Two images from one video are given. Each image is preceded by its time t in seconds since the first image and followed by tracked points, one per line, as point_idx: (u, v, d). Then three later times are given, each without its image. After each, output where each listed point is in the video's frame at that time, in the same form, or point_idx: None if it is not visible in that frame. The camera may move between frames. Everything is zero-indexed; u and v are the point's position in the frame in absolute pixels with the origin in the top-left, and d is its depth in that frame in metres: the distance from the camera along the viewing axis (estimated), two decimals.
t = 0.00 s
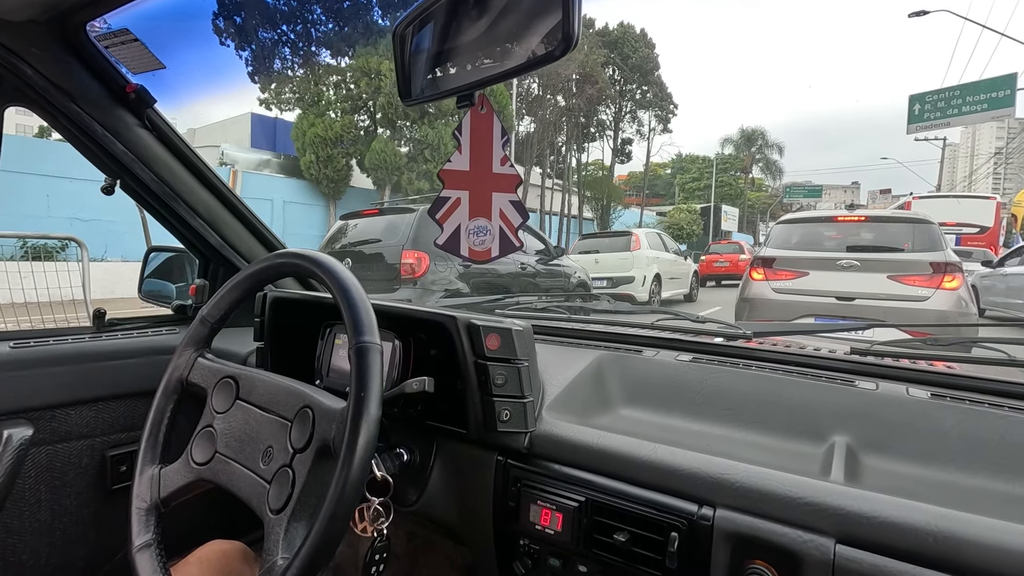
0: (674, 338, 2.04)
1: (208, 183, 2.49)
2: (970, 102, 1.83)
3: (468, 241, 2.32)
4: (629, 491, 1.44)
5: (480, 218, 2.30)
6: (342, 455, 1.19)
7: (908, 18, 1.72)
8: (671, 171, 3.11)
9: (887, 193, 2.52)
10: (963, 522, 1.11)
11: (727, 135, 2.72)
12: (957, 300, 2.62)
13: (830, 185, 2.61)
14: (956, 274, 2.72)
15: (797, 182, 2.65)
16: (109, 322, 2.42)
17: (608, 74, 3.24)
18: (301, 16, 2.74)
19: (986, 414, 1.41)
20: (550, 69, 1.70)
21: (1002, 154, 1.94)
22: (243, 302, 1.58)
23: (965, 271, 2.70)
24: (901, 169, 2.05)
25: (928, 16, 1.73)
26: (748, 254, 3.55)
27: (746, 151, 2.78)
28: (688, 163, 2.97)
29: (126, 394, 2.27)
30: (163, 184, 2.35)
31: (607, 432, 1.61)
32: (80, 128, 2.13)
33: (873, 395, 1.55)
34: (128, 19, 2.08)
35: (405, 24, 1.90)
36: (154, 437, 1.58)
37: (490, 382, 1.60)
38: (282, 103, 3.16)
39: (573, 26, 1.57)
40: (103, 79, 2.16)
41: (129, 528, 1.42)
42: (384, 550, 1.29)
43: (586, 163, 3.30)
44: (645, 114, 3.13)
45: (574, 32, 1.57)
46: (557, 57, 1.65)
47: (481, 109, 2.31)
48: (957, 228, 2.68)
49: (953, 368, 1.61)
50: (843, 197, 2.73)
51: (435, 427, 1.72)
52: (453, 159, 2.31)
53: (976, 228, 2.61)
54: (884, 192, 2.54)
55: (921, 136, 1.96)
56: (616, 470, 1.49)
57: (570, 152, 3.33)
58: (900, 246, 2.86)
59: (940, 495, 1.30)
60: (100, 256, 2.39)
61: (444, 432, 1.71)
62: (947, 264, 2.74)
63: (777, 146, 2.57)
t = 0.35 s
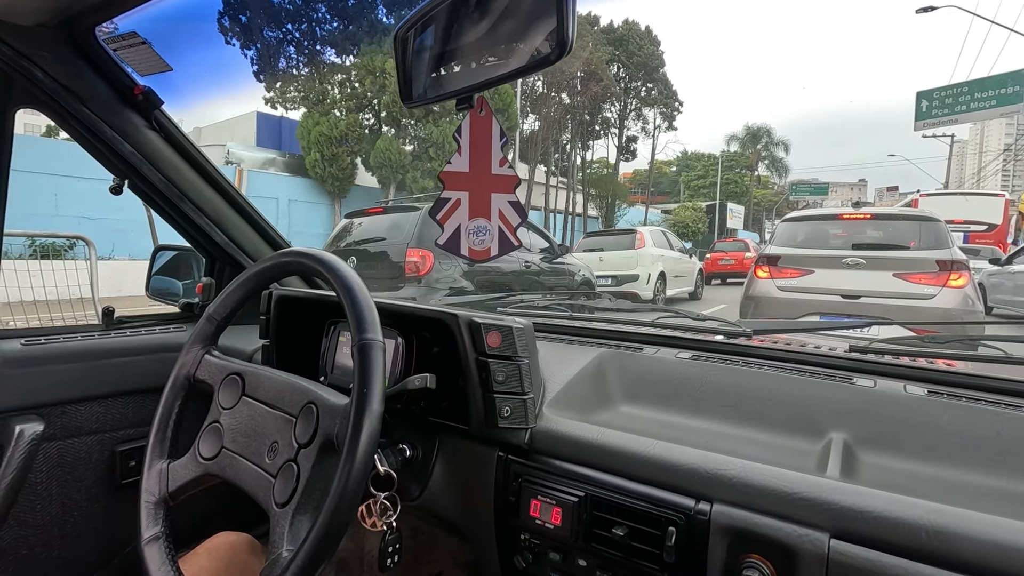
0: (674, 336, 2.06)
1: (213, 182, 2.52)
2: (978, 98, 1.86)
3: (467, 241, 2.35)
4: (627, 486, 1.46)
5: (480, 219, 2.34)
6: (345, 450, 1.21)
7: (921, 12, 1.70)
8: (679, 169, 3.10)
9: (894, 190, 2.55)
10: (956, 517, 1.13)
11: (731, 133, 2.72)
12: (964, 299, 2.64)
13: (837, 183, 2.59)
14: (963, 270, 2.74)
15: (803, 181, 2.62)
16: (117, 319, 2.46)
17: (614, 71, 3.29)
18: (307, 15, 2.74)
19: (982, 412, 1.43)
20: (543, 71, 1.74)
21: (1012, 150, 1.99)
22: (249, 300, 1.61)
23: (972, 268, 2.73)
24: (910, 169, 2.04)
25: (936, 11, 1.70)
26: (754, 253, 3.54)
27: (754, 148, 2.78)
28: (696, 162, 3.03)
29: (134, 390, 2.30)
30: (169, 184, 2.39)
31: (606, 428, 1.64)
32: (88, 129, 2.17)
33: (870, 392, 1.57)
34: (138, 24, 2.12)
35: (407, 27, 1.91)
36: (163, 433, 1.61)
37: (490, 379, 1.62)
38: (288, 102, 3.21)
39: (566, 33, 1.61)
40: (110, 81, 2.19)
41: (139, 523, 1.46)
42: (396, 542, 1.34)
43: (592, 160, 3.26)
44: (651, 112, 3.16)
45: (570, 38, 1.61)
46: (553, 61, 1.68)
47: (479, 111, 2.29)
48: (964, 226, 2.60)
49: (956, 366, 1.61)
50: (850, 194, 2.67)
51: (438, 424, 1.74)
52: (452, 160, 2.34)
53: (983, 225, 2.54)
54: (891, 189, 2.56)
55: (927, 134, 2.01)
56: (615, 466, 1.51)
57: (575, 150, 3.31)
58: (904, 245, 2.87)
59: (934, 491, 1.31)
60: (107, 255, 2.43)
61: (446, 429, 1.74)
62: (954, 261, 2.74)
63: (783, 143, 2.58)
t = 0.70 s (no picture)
0: (670, 330, 2.06)
1: (209, 178, 2.53)
2: (984, 94, 1.86)
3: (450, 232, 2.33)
4: (619, 479, 1.46)
5: (463, 210, 2.33)
6: (334, 442, 1.21)
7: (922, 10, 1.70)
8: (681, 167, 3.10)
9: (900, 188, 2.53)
10: (945, 510, 1.12)
11: (735, 130, 2.63)
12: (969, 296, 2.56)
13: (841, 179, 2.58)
14: (967, 268, 2.65)
15: (809, 177, 2.62)
16: (115, 314, 2.47)
17: (616, 69, 3.18)
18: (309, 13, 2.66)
19: (978, 405, 1.42)
20: (526, 58, 1.71)
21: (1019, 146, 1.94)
22: (242, 294, 1.60)
23: (976, 265, 2.65)
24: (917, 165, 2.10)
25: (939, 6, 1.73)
26: (756, 249, 3.53)
27: (756, 146, 2.69)
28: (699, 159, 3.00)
29: (132, 386, 2.31)
30: (164, 179, 2.40)
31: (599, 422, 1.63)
32: (83, 123, 2.18)
33: (864, 386, 1.56)
34: (130, 18, 2.08)
35: (390, 20, 1.95)
36: (158, 427, 1.62)
37: (483, 373, 1.63)
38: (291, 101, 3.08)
39: (545, 17, 1.58)
40: (105, 76, 2.18)
41: (133, 515, 1.46)
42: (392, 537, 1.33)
43: (595, 158, 3.21)
44: (652, 109, 3.05)
45: (549, 24, 1.58)
46: (532, 49, 1.66)
47: (465, 101, 2.32)
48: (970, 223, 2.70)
49: (953, 361, 1.60)
50: (855, 190, 2.61)
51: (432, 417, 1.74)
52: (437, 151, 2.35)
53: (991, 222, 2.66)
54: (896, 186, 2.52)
55: (932, 130, 2.00)
56: (607, 460, 1.51)
57: (579, 148, 3.26)
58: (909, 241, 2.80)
59: (928, 484, 1.30)
60: (112, 254, 2.47)
61: (440, 422, 1.74)
62: (958, 259, 2.67)
63: (786, 141, 2.54)
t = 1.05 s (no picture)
0: (672, 329, 2.06)
1: (211, 178, 2.53)
2: (986, 92, 1.86)
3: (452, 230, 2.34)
4: (621, 478, 1.46)
5: (465, 208, 2.34)
6: (337, 441, 1.22)
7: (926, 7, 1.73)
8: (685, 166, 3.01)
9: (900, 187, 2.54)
10: (948, 507, 1.12)
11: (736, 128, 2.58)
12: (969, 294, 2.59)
13: (844, 178, 2.58)
14: (969, 266, 2.68)
15: (810, 176, 2.60)
16: (117, 314, 2.47)
17: (617, 67, 3.21)
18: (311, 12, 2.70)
19: (981, 402, 1.41)
20: (525, 58, 1.71)
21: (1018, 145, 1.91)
22: (244, 293, 1.61)
23: (978, 264, 2.67)
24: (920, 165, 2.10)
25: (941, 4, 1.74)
26: (757, 249, 3.50)
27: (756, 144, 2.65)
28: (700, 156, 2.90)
29: (133, 385, 2.32)
30: (165, 179, 2.39)
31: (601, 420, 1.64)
32: (84, 123, 2.17)
33: (866, 384, 1.56)
34: (132, 19, 2.09)
35: (392, 18, 1.95)
36: (160, 426, 1.62)
37: (484, 371, 1.63)
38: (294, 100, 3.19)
39: (546, 16, 1.58)
40: (105, 75, 2.17)
41: (135, 515, 1.46)
42: (383, 535, 1.30)
43: (596, 157, 3.28)
44: (654, 108, 3.02)
45: (550, 23, 1.58)
46: (532, 48, 1.66)
47: (465, 99, 2.32)
48: (971, 221, 2.65)
49: (956, 359, 1.60)
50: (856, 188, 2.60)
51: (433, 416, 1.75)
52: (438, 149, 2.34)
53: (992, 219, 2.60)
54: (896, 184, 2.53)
55: (936, 127, 2.01)
56: (609, 458, 1.51)
57: (579, 146, 3.34)
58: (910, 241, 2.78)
59: (932, 482, 1.30)
60: (114, 254, 2.46)
61: (441, 421, 1.74)
62: (960, 256, 2.69)
63: (787, 139, 2.48)
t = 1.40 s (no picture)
0: (641, 324, 2.08)
1: (173, 174, 2.48)
2: (942, 95, 1.94)
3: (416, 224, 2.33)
4: (591, 471, 1.47)
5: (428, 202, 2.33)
6: (302, 439, 1.21)
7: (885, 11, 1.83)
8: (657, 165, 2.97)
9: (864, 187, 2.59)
10: (902, 491, 1.15)
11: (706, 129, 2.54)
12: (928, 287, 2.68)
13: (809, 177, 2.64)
14: (928, 262, 2.79)
15: (778, 176, 2.65)
16: (75, 316, 2.41)
17: (590, 67, 3.17)
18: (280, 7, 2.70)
19: (935, 390, 1.46)
20: (484, 52, 1.74)
21: (975, 145, 2.10)
22: (208, 292, 1.58)
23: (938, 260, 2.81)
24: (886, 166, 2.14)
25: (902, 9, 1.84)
26: (729, 246, 3.54)
27: (728, 144, 2.71)
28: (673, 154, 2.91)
29: (95, 387, 2.26)
30: (125, 176, 2.33)
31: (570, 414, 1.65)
32: (39, 118, 2.11)
33: (826, 374, 1.60)
34: (88, 9, 2.02)
35: (354, 10, 1.95)
36: (120, 429, 1.58)
37: (453, 367, 1.63)
38: (263, 98, 3.18)
39: (504, 9, 1.64)
40: (58, 67, 2.11)
41: (95, 521, 1.43)
42: (361, 533, 1.30)
43: (570, 156, 3.36)
44: (628, 108, 2.87)
45: (507, 15, 1.64)
46: (488, 39, 1.70)
47: (427, 92, 2.30)
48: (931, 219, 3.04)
49: (913, 349, 1.65)
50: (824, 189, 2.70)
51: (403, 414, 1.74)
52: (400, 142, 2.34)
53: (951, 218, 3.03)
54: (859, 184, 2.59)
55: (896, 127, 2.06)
56: (578, 451, 1.52)
57: (553, 146, 3.49)
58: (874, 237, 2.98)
59: (890, 467, 1.34)
60: (75, 255, 2.42)
61: (410, 418, 1.73)
62: (920, 253, 2.81)
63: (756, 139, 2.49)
